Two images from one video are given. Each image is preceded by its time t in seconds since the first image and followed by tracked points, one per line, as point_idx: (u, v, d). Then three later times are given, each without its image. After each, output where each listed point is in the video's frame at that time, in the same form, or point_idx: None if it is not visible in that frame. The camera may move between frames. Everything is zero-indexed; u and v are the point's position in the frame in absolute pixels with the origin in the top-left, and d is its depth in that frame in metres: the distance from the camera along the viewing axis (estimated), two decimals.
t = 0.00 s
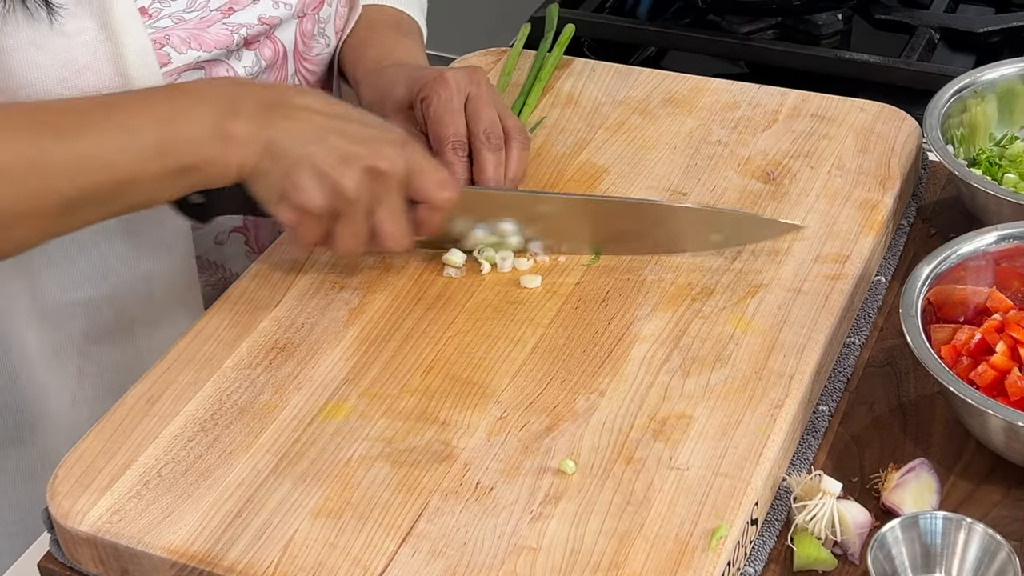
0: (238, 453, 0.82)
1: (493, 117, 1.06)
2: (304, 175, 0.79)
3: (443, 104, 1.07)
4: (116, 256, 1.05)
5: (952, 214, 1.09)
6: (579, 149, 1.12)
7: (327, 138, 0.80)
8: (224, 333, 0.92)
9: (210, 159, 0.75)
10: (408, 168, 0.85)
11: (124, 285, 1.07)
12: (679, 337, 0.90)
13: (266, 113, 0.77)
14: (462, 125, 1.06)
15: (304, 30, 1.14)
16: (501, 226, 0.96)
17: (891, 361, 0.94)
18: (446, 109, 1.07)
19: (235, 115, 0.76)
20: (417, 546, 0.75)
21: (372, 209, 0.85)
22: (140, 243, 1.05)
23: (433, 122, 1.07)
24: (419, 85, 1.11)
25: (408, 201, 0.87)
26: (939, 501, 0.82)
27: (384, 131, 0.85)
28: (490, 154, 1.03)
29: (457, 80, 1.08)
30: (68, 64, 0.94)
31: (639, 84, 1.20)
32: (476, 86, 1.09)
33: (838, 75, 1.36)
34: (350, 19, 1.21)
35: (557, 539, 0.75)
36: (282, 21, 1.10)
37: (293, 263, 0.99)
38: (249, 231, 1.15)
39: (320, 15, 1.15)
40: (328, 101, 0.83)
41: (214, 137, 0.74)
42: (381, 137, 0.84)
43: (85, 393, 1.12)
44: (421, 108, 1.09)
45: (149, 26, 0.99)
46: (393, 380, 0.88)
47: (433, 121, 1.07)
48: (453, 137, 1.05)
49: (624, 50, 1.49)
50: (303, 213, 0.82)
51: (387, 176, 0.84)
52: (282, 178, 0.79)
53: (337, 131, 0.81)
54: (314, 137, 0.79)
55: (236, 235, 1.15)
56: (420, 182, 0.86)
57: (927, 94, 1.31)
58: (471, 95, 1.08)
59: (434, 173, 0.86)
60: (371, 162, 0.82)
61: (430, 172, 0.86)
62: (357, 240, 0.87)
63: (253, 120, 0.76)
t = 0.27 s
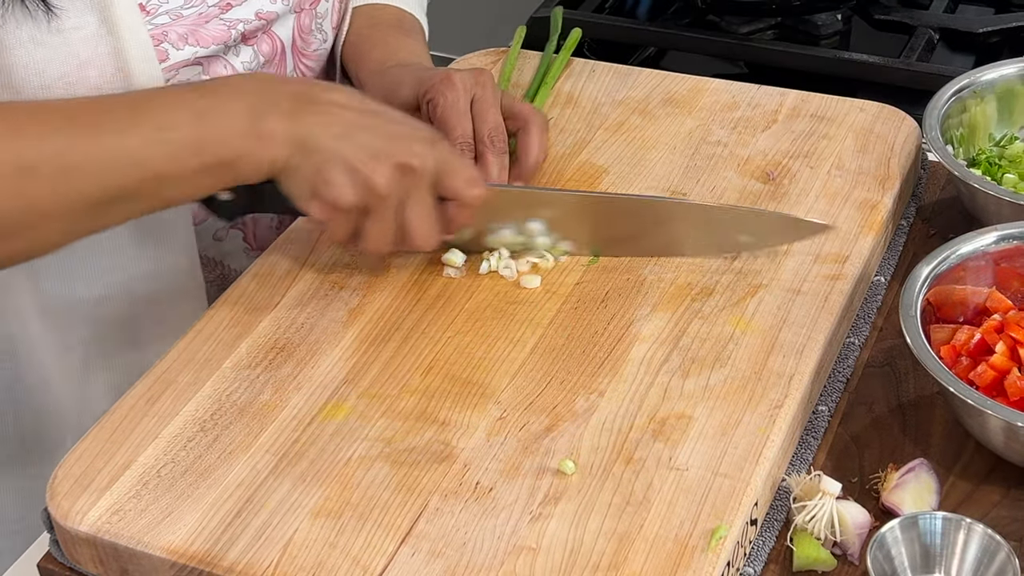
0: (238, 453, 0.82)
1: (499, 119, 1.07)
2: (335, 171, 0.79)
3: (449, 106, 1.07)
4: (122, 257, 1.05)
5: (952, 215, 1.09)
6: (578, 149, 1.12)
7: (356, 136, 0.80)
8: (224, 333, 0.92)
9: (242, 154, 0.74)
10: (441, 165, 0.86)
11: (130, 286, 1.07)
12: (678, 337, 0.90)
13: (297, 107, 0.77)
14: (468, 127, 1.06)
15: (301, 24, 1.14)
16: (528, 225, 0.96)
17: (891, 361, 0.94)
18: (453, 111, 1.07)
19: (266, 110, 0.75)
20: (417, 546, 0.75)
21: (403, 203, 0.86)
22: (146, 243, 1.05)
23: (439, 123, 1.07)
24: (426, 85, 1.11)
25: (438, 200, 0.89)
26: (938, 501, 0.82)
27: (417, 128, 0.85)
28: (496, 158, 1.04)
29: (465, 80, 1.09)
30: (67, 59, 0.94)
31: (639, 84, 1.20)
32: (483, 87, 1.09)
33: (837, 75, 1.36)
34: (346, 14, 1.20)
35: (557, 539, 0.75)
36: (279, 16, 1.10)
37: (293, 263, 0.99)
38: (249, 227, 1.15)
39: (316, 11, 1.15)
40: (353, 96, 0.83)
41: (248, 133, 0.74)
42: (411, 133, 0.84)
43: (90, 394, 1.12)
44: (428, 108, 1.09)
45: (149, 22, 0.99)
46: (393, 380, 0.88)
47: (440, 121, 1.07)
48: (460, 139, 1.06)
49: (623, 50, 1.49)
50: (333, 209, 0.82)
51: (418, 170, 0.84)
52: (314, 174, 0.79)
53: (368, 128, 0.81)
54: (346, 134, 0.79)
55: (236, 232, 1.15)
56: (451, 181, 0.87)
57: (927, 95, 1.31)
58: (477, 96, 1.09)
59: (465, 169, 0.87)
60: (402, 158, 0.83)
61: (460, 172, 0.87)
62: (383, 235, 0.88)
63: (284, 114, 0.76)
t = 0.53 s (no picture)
0: (238, 453, 0.82)
1: (501, 110, 1.07)
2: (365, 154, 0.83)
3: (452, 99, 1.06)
4: (124, 256, 1.05)
5: (951, 215, 1.09)
6: (578, 149, 1.12)
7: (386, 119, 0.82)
8: (224, 334, 0.92)
9: (272, 131, 0.75)
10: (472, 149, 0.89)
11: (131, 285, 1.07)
12: (678, 338, 0.90)
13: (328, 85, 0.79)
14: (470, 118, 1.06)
15: (293, 18, 1.12)
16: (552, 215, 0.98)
17: (890, 362, 0.94)
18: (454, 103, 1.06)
19: (300, 89, 0.76)
20: (417, 546, 0.75)
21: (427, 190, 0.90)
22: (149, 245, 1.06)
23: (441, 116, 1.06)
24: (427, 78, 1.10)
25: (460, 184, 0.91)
26: (938, 501, 0.82)
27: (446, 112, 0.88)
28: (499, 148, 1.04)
29: (466, 73, 1.08)
30: (57, 52, 0.92)
31: (639, 84, 1.20)
32: (484, 81, 1.09)
33: (836, 75, 1.36)
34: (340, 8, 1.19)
35: (556, 539, 0.75)
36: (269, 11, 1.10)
37: (293, 263, 0.99)
38: (240, 222, 1.14)
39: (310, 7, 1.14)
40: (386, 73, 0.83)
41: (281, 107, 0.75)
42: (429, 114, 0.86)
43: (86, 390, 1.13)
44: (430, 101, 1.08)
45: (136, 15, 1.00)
46: (393, 380, 0.88)
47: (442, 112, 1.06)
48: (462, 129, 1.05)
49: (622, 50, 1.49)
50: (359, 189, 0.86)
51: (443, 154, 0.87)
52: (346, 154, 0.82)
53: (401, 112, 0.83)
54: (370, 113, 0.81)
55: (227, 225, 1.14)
56: (478, 170, 0.90)
57: (926, 95, 1.32)
58: (477, 89, 1.08)
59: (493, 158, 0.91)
60: (430, 145, 0.86)
61: (490, 163, 0.90)
62: (405, 219, 0.91)
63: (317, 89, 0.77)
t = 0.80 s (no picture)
0: (238, 453, 0.82)
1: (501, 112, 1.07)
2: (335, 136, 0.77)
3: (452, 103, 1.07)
4: (121, 254, 1.05)
5: (951, 215, 1.09)
6: (578, 150, 1.12)
7: (361, 99, 0.77)
8: (224, 334, 0.92)
9: (243, 110, 0.70)
10: (438, 133, 0.84)
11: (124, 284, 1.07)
12: (677, 338, 0.90)
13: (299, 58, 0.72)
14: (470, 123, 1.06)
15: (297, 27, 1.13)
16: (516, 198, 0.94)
17: (890, 362, 0.94)
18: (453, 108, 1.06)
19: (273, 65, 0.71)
20: (416, 547, 0.75)
21: (394, 173, 0.85)
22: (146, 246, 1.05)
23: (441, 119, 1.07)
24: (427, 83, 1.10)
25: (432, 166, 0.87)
26: (938, 502, 0.82)
27: (419, 91, 0.83)
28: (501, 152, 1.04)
29: (465, 75, 1.08)
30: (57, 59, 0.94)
31: (639, 84, 1.20)
32: (483, 81, 1.09)
33: (836, 75, 1.36)
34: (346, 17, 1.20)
35: (556, 540, 0.75)
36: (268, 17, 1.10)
37: (293, 263, 0.99)
38: (237, 224, 1.14)
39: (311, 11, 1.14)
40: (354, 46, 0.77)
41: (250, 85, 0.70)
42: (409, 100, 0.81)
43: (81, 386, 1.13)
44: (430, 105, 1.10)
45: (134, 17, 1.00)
46: (392, 380, 0.88)
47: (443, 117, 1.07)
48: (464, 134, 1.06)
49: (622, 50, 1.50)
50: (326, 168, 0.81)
51: (416, 139, 0.83)
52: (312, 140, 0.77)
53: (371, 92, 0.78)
54: (350, 94, 0.76)
55: (224, 228, 1.13)
56: (450, 154, 0.85)
57: (926, 95, 1.32)
58: (477, 91, 1.08)
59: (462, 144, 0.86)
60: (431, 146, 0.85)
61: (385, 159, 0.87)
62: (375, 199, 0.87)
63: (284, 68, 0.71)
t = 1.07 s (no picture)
0: (237, 453, 0.82)
1: (511, 112, 1.07)
2: (273, 134, 0.79)
3: (463, 100, 1.07)
4: (118, 255, 1.05)
5: (950, 216, 1.09)
6: (577, 150, 1.12)
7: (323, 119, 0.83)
8: (223, 334, 0.92)
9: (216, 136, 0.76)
10: (373, 132, 0.85)
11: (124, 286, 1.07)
12: (676, 338, 0.90)
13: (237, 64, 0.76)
14: (481, 120, 1.06)
15: (298, 28, 1.13)
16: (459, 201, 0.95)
17: (890, 362, 0.94)
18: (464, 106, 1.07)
19: (211, 67, 0.75)
20: (416, 547, 0.75)
21: (335, 169, 0.86)
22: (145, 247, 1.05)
23: (453, 118, 1.07)
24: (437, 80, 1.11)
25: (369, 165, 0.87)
26: (937, 502, 0.82)
27: (348, 91, 0.84)
28: (512, 150, 1.03)
29: (474, 74, 1.09)
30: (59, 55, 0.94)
31: (638, 84, 1.20)
32: (494, 79, 1.09)
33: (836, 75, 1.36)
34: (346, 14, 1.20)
35: (555, 540, 0.75)
36: (275, 20, 1.10)
37: (292, 263, 0.99)
38: (244, 231, 1.15)
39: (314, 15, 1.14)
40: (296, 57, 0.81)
41: (191, 87, 0.73)
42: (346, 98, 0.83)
43: (82, 392, 1.13)
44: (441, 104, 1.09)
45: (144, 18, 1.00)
46: (392, 381, 0.88)
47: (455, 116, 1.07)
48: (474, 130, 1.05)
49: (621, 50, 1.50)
50: (265, 168, 0.82)
51: (353, 137, 0.83)
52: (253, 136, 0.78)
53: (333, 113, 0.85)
54: (289, 96, 0.79)
55: (231, 234, 1.15)
56: (387, 151, 0.86)
57: (925, 95, 1.32)
58: (488, 89, 1.08)
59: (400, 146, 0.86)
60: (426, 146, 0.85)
61: (391, 147, 0.86)
62: (314, 199, 0.87)
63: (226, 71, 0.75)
